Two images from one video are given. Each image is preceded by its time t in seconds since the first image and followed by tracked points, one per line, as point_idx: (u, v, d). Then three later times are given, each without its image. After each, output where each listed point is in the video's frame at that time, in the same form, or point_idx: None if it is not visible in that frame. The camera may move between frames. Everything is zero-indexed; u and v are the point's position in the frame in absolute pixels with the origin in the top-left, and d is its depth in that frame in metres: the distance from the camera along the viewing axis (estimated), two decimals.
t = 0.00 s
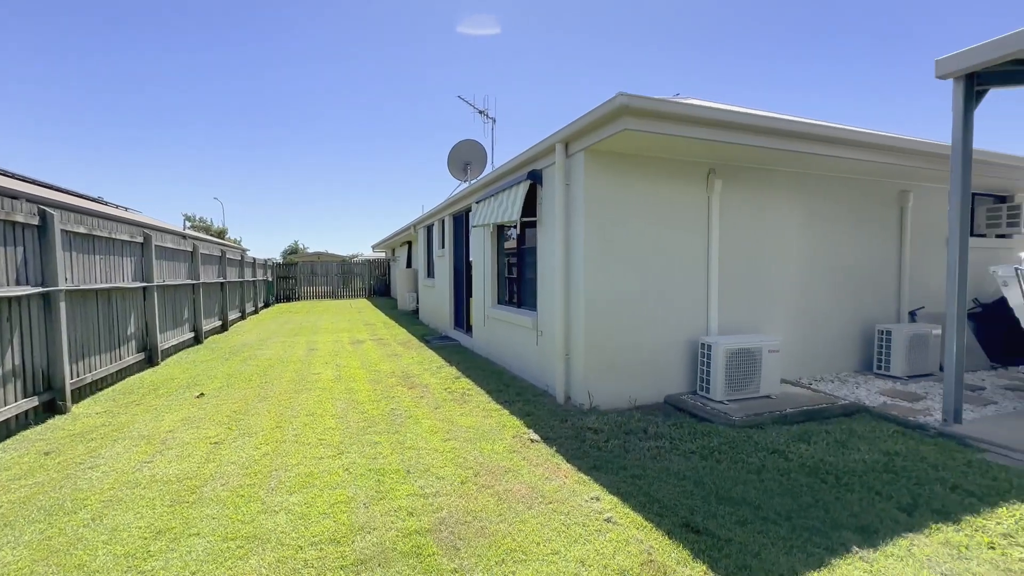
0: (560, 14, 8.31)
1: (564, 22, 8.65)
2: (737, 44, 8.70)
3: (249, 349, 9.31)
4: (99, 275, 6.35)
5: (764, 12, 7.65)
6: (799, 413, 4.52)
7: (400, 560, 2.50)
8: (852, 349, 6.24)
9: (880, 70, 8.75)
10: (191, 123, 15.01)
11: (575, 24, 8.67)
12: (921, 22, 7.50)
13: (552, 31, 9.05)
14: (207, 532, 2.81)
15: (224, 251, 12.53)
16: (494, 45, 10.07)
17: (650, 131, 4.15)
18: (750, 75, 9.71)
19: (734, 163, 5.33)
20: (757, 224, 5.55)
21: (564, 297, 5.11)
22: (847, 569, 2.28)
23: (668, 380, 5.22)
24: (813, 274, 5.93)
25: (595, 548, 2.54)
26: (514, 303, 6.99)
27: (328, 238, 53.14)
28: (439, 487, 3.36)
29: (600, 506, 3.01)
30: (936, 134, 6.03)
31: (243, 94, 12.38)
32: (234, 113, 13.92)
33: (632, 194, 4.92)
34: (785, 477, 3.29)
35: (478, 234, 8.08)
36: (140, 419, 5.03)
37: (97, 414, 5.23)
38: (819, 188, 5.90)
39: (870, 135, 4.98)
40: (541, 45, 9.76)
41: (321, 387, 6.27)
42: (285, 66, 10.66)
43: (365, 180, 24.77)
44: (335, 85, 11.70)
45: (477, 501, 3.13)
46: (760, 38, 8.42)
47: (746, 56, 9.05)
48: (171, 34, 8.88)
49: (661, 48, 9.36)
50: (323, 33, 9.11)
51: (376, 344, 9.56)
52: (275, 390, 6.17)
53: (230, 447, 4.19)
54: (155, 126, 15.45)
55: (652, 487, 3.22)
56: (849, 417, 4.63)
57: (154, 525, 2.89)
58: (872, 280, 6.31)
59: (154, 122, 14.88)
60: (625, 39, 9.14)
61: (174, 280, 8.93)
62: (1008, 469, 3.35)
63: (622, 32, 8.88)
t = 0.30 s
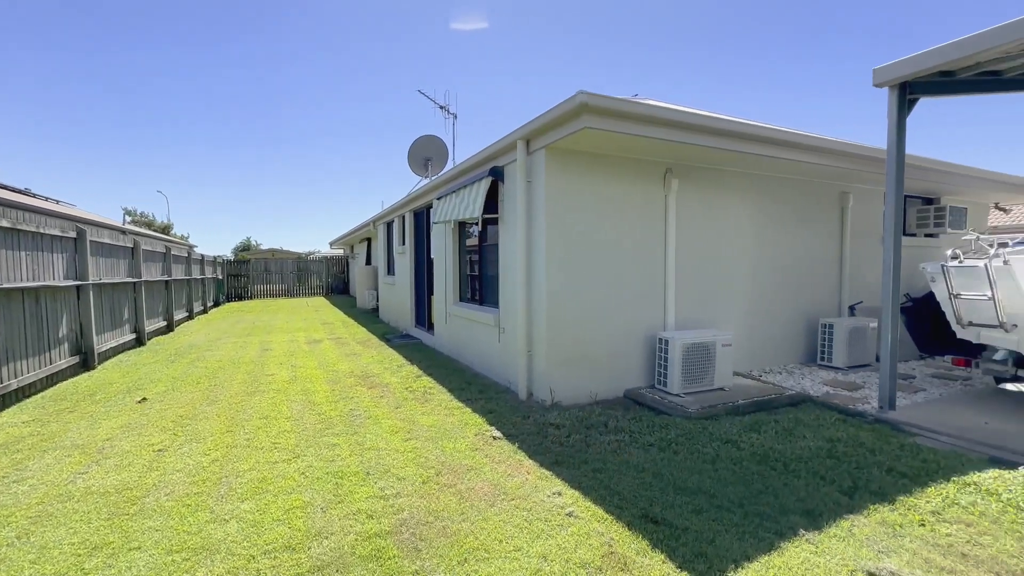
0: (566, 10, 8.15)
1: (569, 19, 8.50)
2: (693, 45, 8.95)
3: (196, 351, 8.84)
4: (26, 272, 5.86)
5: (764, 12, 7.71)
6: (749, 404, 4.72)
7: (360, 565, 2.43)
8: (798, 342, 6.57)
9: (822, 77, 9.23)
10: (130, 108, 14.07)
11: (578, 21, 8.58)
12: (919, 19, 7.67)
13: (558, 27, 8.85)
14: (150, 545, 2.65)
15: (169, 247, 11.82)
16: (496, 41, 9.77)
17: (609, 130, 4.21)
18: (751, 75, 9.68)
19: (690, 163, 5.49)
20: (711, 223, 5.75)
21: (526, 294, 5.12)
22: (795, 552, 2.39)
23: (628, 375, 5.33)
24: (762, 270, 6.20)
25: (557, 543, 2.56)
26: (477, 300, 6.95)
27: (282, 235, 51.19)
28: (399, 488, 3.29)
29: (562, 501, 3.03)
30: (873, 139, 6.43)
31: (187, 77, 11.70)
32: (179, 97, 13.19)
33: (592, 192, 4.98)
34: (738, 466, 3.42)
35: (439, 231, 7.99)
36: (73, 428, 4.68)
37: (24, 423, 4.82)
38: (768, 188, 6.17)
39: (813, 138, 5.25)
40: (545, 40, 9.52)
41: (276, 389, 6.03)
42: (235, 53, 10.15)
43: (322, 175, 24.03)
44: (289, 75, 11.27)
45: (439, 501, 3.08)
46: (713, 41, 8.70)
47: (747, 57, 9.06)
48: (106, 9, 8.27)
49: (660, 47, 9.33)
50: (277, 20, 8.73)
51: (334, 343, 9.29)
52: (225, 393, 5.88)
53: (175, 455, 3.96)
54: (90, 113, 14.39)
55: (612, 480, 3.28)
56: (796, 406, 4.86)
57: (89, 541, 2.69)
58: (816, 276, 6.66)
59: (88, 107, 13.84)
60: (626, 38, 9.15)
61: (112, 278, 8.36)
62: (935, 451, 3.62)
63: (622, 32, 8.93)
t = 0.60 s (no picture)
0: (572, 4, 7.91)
1: (568, 18, 8.39)
2: (647, 48, 9.16)
3: (131, 354, 8.24)
4: None
5: (762, 14, 7.74)
6: (700, 396, 4.91)
7: None
8: (744, 336, 6.90)
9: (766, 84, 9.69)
10: (53, 88, 12.93)
11: (578, 20, 8.45)
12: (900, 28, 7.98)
13: (557, 26, 8.73)
14: (79, 567, 2.44)
15: (100, 244, 10.96)
16: (496, 41, 9.67)
17: (567, 128, 4.25)
18: (748, 78, 9.64)
19: (644, 163, 5.63)
20: (664, 221, 5.92)
21: (484, 292, 5.09)
22: (745, 537, 2.51)
23: (585, 370, 5.42)
24: (711, 267, 6.45)
25: (517, 541, 2.56)
26: (434, 298, 6.86)
27: (227, 231, 48.66)
28: (355, 493, 3.20)
29: (522, 498, 3.04)
30: (812, 144, 6.83)
31: (119, 58, 10.84)
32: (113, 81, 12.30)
33: (550, 189, 5.02)
34: (690, 457, 3.55)
35: (396, 228, 7.82)
36: None
37: None
38: (716, 189, 6.42)
39: (757, 142, 5.51)
40: (553, 38, 9.22)
41: (221, 393, 5.72)
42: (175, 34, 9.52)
43: (271, 169, 23.03)
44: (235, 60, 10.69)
45: (397, 504, 3.02)
46: (667, 44, 8.94)
47: (747, 57, 8.96)
48: None
49: (661, 47, 9.08)
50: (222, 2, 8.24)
51: (285, 344, 8.92)
52: (165, 398, 5.51)
53: (108, 467, 3.68)
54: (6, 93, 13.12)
55: (571, 475, 3.32)
56: (743, 397, 5.10)
57: (6, 566, 2.45)
58: (761, 273, 7.00)
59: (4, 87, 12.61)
60: (627, 38, 8.89)
61: (33, 276, 7.66)
62: (867, 436, 3.89)
63: (625, 31, 8.69)
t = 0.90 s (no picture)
0: (557, 3, 7.95)
1: (524, 18, 8.47)
2: (599, 49, 9.34)
3: (51, 360, 7.56)
4: None
5: (708, 22, 8.09)
6: (651, 390, 5.07)
7: None
8: (692, 331, 7.19)
9: (710, 90, 10.13)
10: None
11: (547, 20, 8.48)
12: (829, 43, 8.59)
13: (519, 26, 8.77)
14: None
15: (14, 239, 9.99)
16: (451, 40, 9.60)
17: (521, 126, 4.27)
18: (695, 85, 10.06)
19: (596, 163, 5.75)
20: (616, 220, 6.07)
21: (439, 290, 5.04)
22: (693, 523, 2.62)
23: (540, 367, 5.47)
24: (660, 264, 6.68)
25: (474, 539, 2.56)
26: (388, 297, 6.72)
27: (161, 227, 45.58)
28: (304, 499, 3.08)
29: (479, 496, 3.04)
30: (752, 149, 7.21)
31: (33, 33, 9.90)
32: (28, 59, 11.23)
33: (505, 187, 5.03)
34: (642, 449, 3.67)
35: (347, 224, 7.60)
36: None
37: None
38: (665, 189, 6.65)
39: (701, 145, 5.76)
40: (539, 37, 9.21)
41: (156, 399, 5.36)
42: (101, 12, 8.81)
43: (211, 163, 21.78)
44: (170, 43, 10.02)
45: (350, 509, 2.94)
46: (617, 47, 9.16)
47: (693, 64, 9.35)
48: None
49: (626, 49, 9.20)
50: None
51: (227, 346, 8.47)
52: (91, 407, 5.10)
53: (24, 484, 3.36)
54: None
55: (527, 471, 3.35)
56: (690, 390, 5.33)
57: None
58: (706, 270, 7.31)
59: None
60: (592, 39, 8.97)
61: None
62: (802, 423, 4.15)
63: (588, 33, 8.78)
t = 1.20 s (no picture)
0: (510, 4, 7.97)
1: (477, 16, 8.44)
2: (553, 49, 9.44)
3: None
4: None
5: (655, 26, 8.37)
6: (603, 384, 5.20)
7: None
8: (642, 326, 7.42)
9: (659, 92, 10.48)
10: None
11: (501, 19, 8.49)
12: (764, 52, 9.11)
13: (471, 24, 8.74)
14: None
15: None
16: (401, 40, 9.43)
17: (475, 123, 4.26)
18: (644, 88, 10.37)
19: (549, 162, 5.82)
20: (569, 218, 6.17)
21: (392, 288, 4.95)
22: (643, 512, 2.71)
23: (496, 365, 5.49)
24: (612, 262, 6.85)
25: (429, 539, 2.54)
26: (338, 296, 6.52)
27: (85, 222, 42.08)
28: (248, 508, 2.94)
29: (434, 496, 3.02)
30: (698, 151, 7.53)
31: None
32: None
33: (458, 185, 5.00)
34: (595, 442, 3.75)
35: (294, 221, 7.30)
36: None
37: None
38: (616, 188, 6.82)
39: (649, 146, 5.96)
40: (493, 38, 9.22)
41: (81, 408, 4.95)
42: None
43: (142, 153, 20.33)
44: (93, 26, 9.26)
45: (299, 515, 2.84)
46: (572, 48, 9.30)
47: (641, 66, 9.66)
48: None
49: (580, 50, 9.36)
50: None
51: (162, 349, 7.94)
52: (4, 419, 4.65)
53: None
54: None
55: (482, 469, 3.36)
56: (641, 383, 5.50)
57: None
58: (655, 267, 7.56)
59: None
60: (545, 40, 9.07)
61: None
62: (743, 412, 4.39)
63: (541, 33, 8.86)
